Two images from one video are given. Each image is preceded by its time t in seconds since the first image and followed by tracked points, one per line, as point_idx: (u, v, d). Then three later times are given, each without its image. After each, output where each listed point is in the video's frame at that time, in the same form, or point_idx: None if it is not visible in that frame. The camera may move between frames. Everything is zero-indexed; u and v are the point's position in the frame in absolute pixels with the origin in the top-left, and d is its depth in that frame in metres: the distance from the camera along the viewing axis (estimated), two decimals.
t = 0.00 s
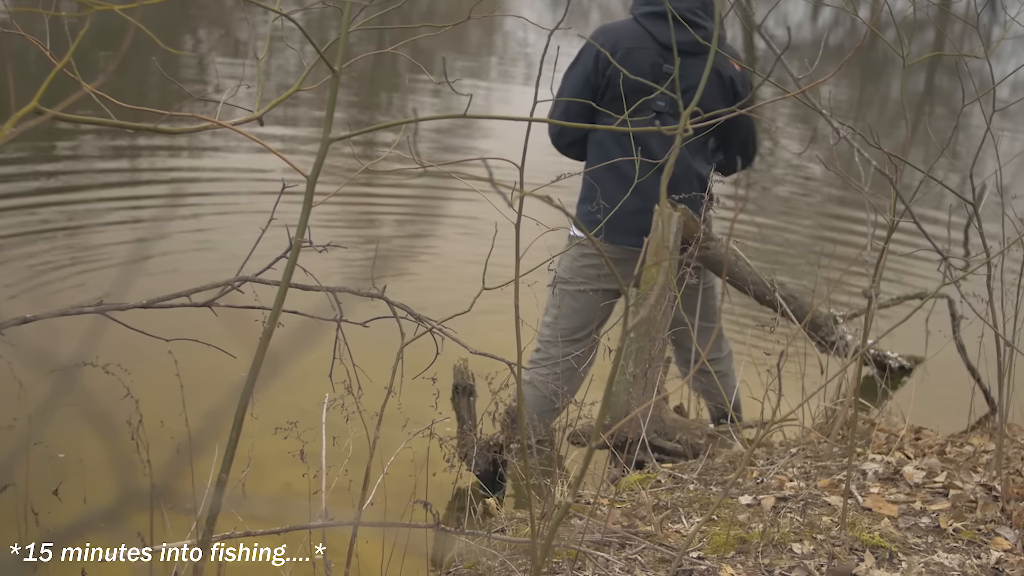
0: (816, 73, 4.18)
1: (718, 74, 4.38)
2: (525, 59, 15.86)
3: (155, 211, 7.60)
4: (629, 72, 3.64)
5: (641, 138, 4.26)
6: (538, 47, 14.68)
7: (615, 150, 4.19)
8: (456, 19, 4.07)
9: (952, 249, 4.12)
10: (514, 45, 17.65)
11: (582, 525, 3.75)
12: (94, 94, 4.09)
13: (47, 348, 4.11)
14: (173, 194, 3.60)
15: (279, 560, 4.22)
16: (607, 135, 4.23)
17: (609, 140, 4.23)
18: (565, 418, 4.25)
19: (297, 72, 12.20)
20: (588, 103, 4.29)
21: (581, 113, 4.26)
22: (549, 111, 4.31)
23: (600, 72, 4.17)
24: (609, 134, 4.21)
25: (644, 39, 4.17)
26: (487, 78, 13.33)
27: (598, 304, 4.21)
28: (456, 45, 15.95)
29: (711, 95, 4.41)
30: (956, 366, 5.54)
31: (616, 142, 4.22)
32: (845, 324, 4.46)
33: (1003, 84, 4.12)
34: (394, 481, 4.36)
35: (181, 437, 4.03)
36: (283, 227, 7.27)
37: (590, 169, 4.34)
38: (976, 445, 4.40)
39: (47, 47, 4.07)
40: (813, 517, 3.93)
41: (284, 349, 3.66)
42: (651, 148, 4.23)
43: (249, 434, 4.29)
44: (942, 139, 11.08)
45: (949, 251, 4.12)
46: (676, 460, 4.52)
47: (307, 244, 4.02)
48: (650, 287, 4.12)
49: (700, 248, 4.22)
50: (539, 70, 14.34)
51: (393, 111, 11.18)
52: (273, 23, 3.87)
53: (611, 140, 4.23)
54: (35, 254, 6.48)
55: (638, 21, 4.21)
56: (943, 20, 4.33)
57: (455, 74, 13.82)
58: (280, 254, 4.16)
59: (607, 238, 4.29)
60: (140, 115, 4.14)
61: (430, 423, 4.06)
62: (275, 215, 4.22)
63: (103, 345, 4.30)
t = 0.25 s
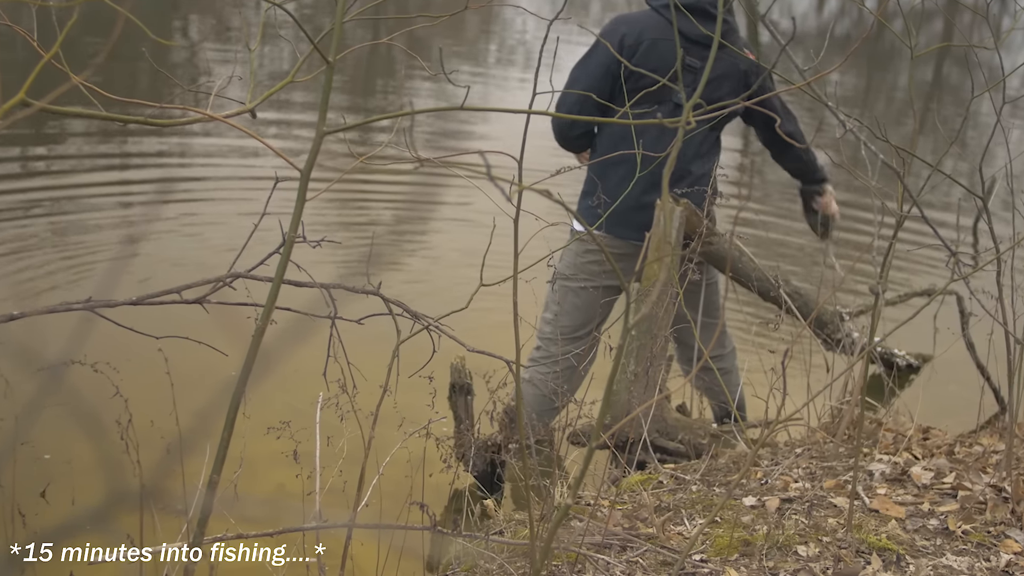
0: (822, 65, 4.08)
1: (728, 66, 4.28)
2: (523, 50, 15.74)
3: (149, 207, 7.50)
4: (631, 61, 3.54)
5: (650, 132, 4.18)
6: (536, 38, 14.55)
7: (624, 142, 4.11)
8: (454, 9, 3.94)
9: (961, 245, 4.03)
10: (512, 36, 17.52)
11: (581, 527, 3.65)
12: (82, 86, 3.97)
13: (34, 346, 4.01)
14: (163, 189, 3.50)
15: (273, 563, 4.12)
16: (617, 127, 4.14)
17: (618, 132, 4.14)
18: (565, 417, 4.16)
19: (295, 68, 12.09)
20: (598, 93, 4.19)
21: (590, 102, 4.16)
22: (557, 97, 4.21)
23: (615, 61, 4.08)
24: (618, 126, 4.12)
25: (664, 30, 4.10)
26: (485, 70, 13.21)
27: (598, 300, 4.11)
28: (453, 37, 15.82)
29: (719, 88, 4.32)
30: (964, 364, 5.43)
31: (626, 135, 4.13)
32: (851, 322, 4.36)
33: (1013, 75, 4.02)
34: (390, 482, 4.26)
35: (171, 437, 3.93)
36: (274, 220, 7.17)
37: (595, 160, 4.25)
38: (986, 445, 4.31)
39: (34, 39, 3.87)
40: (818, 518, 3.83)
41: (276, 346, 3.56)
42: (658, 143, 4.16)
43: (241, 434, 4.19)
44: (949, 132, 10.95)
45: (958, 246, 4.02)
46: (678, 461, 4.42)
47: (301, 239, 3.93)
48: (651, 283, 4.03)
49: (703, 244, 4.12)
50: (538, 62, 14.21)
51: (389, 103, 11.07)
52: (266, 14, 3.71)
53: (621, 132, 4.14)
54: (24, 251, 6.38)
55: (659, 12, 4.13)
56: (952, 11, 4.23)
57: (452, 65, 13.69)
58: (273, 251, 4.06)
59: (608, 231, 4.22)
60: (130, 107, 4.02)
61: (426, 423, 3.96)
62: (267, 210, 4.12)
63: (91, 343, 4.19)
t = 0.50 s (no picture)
0: (827, 56, 3.98)
1: (730, 60, 4.21)
2: (522, 40, 15.60)
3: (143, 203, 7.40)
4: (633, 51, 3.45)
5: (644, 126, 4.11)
6: (535, 29, 14.43)
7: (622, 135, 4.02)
8: None
9: (970, 240, 3.93)
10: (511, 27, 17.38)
11: (581, 529, 3.55)
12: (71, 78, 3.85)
13: (21, 344, 3.92)
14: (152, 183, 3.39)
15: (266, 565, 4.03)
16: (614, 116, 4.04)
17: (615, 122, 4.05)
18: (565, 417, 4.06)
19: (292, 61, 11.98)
20: (595, 83, 4.10)
21: (586, 92, 4.06)
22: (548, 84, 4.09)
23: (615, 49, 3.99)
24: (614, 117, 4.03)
25: (666, 20, 4.04)
26: (484, 62, 13.09)
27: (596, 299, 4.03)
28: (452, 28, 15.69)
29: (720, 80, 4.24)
30: (973, 362, 5.34)
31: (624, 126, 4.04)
32: (858, 319, 4.27)
33: None
34: (385, 483, 4.17)
35: (162, 437, 3.83)
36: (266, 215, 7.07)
37: (591, 151, 4.15)
38: (995, 445, 4.21)
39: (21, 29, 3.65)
40: (823, 520, 3.74)
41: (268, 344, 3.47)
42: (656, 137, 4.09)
43: (233, 433, 4.11)
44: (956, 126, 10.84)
45: (967, 242, 3.92)
46: (680, 461, 4.33)
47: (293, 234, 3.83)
48: (653, 280, 3.94)
49: (706, 239, 4.03)
50: (537, 53, 14.08)
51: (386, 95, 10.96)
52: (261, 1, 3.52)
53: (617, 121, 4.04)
54: (12, 247, 6.28)
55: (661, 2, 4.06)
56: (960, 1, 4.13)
57: (451, 57, 13.57)
58: (265, 246, 3.97)
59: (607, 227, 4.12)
60: (120, 99, 3.91)
61: (422, 422, 3.87)
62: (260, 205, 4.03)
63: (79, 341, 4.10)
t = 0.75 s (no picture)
0: (832, 47, 3.89)
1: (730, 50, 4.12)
2: (519, 30, 15.47)
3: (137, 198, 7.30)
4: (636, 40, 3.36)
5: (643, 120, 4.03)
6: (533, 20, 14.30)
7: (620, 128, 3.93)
8: None
9: (979, 236, 3.84)
10: (508, 17, 17.25)
11: (581, 531, 3.46)
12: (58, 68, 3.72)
13: (8, 341, 3.83)
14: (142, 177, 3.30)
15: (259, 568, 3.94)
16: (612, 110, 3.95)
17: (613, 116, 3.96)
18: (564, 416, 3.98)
19: (290, 54, 11.85)
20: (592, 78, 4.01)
21: (583, 87, 3.96)
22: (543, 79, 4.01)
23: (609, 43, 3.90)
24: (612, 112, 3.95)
25: (661, 13, 3.95)
26: (482, 54, 12.97)
27: (598, 302, 3.95)
28: (449, 18, 15.56)
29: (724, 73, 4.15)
30: (981, 360, 5.25)
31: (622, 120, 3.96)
32: (864, 317, 4.18)
33: None
34: (381, 484, 4.08)
35: (152, 437, 3.75)
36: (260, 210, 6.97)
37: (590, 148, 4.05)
38: (1005, 445, 4.13)
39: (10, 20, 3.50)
40: (829, 522, 3.65)
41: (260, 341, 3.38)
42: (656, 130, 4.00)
43: (225, 434, 4.02)
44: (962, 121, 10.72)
45: (976, 238, 3.83)
46: (682, 462, 4.24)
47: (287, 229, 3.74)
48: (654, 276, 3.85)
49: (709, 235, 3.95)
50: (535, 44, 13.95)
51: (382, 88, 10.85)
52: None
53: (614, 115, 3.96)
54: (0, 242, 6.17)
55: None
56: None
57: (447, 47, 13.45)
58: (258, 242, 3.87)
59: (608, 222, 4.03)
60: (109, 91, 3.79)
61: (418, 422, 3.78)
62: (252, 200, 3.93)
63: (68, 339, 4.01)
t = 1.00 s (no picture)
0: (838, 39, 3.80)
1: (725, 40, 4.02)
2: (518, 21, 15.36)
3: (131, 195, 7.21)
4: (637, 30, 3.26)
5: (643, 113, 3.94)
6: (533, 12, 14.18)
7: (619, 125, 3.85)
8: None
9: (988, 232, 3.76)
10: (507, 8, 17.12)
11: (581, 534, 3.38)
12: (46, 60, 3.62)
13: None
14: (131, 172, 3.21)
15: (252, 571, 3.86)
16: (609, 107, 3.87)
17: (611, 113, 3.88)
18: (564, 416, 3.89)
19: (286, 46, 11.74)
20: (582, 75, 3.91)
21: (574, 83, 3.86)
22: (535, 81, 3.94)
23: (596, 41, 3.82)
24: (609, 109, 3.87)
25: (648, 6, 3.86)
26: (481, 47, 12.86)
27: (598, 295, 3.87)
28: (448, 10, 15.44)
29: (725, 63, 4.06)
30: (990, 358, 5.16)
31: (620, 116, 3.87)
32: (870, 314, 4.10)
33: None
34: (377, 484, 4.00)
35: (142, 436, 3.66)
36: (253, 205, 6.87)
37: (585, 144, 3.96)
38: (1015, 446, 4.04)
39: None
40: (835, 524, 3.56)
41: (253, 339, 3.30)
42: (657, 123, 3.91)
43: (218, 433, 3.93)
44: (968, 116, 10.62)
45: (985, 233, 3.74)
46: (685, 463, 4.15)
47: (281, 225, 3.65)
48: (656, 273, 3.77)
49: (712, 230, 3.87)
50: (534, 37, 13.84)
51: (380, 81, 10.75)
52: None
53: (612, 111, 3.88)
54: None
55: None
56: None
57: (446, 40, 13.34)
58: (251, 237, 3.79)
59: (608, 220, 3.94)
60: (98, 83, 3.68)
61: (415, 422, 3.69)
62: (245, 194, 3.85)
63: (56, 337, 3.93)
